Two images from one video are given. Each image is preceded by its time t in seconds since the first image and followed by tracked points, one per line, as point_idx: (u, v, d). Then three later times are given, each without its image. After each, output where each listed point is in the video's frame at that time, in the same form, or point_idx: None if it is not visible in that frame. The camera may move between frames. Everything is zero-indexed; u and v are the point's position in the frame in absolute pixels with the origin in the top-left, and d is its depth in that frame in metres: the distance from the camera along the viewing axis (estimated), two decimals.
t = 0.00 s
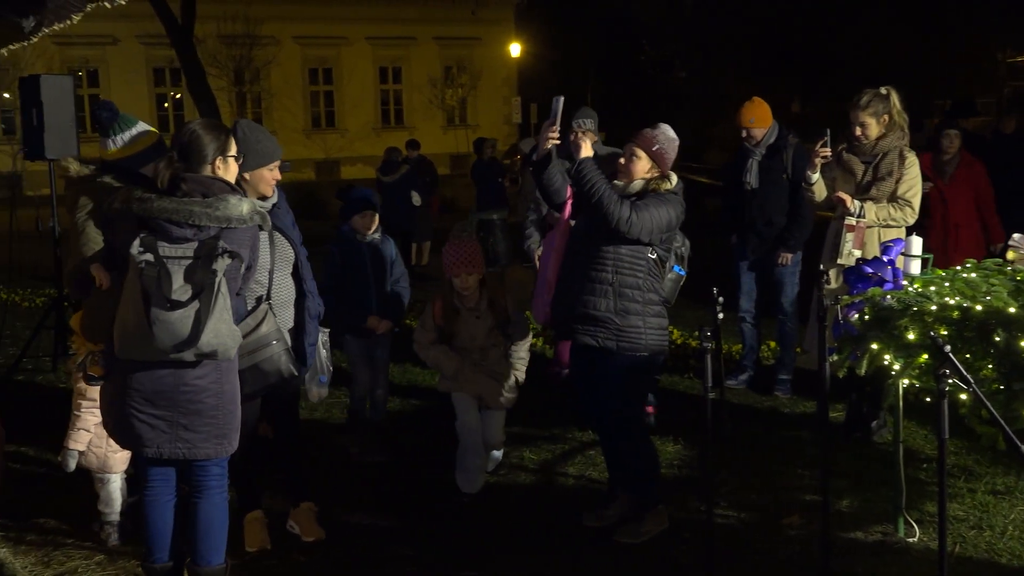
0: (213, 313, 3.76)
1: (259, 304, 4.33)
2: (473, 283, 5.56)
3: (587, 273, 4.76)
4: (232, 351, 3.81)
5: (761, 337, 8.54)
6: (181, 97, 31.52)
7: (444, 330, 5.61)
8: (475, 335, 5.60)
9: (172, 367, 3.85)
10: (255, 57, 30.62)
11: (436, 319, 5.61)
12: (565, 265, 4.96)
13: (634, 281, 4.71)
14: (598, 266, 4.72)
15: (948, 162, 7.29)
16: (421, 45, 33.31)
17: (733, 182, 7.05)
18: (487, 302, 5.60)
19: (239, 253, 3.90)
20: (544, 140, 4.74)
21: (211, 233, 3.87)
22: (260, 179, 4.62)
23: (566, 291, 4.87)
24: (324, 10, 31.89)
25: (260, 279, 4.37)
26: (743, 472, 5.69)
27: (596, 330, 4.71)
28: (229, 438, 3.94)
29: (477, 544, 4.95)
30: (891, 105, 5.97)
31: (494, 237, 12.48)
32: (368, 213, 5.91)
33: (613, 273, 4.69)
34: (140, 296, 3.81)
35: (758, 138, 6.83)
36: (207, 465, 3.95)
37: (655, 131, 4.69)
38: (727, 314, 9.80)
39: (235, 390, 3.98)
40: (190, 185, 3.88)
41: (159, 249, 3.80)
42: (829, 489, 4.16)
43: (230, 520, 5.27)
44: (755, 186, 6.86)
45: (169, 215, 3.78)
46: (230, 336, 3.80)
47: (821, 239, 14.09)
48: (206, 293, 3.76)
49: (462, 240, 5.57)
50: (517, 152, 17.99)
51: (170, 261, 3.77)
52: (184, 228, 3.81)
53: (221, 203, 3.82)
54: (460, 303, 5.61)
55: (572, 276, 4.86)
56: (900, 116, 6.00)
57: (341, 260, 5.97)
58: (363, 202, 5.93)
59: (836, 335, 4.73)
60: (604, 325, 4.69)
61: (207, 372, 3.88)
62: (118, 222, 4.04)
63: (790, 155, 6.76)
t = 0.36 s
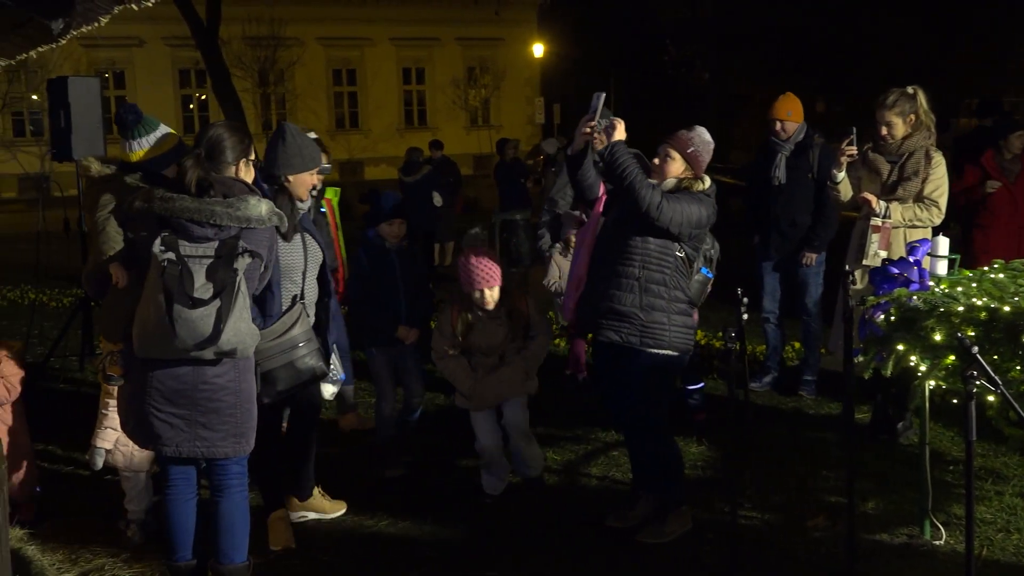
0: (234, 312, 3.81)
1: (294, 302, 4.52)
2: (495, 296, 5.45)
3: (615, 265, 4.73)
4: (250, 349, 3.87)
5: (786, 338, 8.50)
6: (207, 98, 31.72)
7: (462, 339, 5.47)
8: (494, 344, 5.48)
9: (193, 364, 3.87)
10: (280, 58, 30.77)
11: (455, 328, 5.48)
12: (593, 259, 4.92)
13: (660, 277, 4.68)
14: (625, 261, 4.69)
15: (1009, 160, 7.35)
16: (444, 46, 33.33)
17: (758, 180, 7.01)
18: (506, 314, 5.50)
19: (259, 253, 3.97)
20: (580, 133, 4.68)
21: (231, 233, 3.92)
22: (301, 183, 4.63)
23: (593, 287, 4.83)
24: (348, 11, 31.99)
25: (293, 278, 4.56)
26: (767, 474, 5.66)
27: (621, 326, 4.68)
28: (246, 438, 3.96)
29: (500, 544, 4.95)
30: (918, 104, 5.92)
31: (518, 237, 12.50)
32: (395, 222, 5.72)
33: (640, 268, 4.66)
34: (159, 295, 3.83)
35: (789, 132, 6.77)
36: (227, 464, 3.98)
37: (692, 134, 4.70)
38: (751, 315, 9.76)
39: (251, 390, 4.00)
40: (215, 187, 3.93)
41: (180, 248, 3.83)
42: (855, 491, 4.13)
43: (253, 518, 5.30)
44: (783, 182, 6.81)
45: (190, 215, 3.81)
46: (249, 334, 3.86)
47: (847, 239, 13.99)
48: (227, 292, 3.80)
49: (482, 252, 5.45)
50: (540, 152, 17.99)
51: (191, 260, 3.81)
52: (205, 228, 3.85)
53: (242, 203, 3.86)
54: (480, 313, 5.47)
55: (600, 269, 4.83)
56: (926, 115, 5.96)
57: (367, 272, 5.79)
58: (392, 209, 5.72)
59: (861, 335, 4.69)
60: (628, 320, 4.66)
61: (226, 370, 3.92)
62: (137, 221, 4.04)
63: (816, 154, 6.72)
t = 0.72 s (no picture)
0: (234, 312, 3.81)
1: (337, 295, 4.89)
2: (531, 308, 5.21)
3: (638, 262, 4.72)
4: (253, 351, 3.86)
5: (805, 339, 8.47)
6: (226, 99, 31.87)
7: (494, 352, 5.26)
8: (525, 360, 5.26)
9: (199, 367, 3.91)
10: (299, 58, 30.88)
11: (485, 341, 5.27)
12: (615, 257, 4.91)
13: (682, 275, 4.67)
14: (647, 258, 4.68)
15: None
16: (463, 46, 33.35)
17: (775, 179, 6.99)
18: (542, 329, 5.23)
19: (262, 255, 3.98)
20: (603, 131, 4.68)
21: (234, 234, 3.93)
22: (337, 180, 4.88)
23: (616, 283, 4.83)
24: (367, 12, 32.09)
25: (334, 273, 5.03)
26: (786, 475, 5.64)
27: (642, 324, 4.67)
28: (254, 437, 4.00)
29: (518, 543, 4.96)
30: (941, 104, 5.90)
31: (536, 237, 12.50)
32: (426, 225, 5.68)
33: (662, 266, 4.65)
34: (163, 296, 3.86)
35: (807, 131, 6.74)
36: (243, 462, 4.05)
37: (717, 132, 4.68)
38: (770, 316, 9.72)
39: (259, 389, 4.02)
40: (216, 188, 3.96)
41: (183, 249, 3.84)
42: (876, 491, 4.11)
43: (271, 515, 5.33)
44: (800, 181, 6.79)
45: (193, 216, 3.83)
46: (252, 335, 3.85)
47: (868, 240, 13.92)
48: (227, 292, 3.80)
49: (521, 258, 5.22)
50: (558, 153, 17.99)
51: (194, 260, 3.82)
52: (208, 229, 3.85)
53: (244, 204, 3.88)
54: (512, 327, 5.24)
55: (623, 267, 4.81)
56: (948, 115, 5.93)
57: (394, 275, 5.71)
58: (423, 213, 5.70)
59: (882, 335, 4.67)
60: (650, 317, 4.65)
61: (234, 370, 3.95)
62: (143, 223, 4.06)
63: (834, 154, 6.69)
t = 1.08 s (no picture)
0: (228, 309, 3.82)
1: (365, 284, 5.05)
2: (492, 316, 4.77)
3: (653, 263, 4.70)
4: (249, 349, 3.87)
5: (816, 339, 8.45)
6: (237, 98, 31.90)
7: (461, 368, 4.84)
8: (492, 374, 4.79)
9: (204, 364, 3.94)
10: (310, 57, 30.93)
11: (453, 355, 4.86)
12: (629, 256, 4.90)
13: (695, 275, 4.66)
14: (659, 259, 4.68)
15: None
16: (473, 46, 33.35)
17: (785, 178, 6.97)
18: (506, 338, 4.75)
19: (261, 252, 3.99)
20: (618, 128, 4.59)
21: (233, 231, 3.97)
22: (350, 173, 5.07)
23: (628, 283, 4.82)
24: (378, 11, 32.12)
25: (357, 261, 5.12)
26: (796, 475, 5.62)
27: (654, 324, 4.67)
28: (266, 429, 4.06)
29: (528, 543, 4.95)
30: (954, 104, 5.88)
31: (546, 237, 12.49)
32: (452, 226, 5.75)
33: (674, 266, 4.65)
34: (159, 290, 3.91)
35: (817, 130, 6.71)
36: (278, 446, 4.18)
37: (731, 132, 4.67)
38: (781, 316, 9.70)
39: (271, 382, 4.07)
40: (216, 186, 4.00)
41: (181, 246, 3.89)
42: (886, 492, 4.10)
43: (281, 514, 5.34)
44: (809, 181, 6.77)
45: (191, 212, 3.88)
46: (247, 333, 3.86)
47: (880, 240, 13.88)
48: (221, 286, 3.81)
49: (487, 264, 4.82)
50: (568, 152, 17.98)
51: (190, 257, 3.86)
52: (206, 226, 3.91)
53: (242, 202, 3.93)
54: (473, 338, 4.80)
55: (638, 267, 4.80)
56: (961, 114, 5.91)
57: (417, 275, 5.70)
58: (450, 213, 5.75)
59: (892, 336, 4.64)
60: (662, 318, 4.64)
61: (241, 366, 3.99)
62: (147, 222, 4.14)
63: (843, 153, 6.68)
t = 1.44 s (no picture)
0: (252, 302, 3.83)
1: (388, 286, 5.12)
2: (468, 294, 4.51)
3: (664, 264, 4.70)
4: (272, 343, 3.89)
5: (824, 339, 8.45)
6: (246, 99, 31.98)
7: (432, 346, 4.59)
8: (466, 358, 4.55)
9: (227, 359, 3.97)
10: (319, 58, 30.97)
11: (427, 334, 4.63)
12: (640, 256, 4.90)
13: (706, 276, 4.65)
14: (671, 259, 4.67)
15: None
16: (482, 46, 33.37)
17: (792, 177, 6.96)
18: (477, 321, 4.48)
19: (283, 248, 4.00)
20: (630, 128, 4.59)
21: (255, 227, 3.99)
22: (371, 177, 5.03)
23: (640, 283, 4.82)
24: (387, 12, 32.16)
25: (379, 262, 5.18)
26: (805, 475, 5.61)
27: (665, 323, 4.66)
28: (287, 427, 4.08)
29: (535, 543, 4.95)
30: (965, 104, 5.87)
31: (554, 237, 12.50)
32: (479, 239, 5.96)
33: (686, 266, 4.64)
34: (183, 285, 3.91)
35: (825, 129, 6.69)
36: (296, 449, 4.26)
37: (743, 133, 4.67)
38: (789, 316, 9.70)
39: (292, 380, 4.10)
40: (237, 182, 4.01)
41: (205, 242, 3.89)
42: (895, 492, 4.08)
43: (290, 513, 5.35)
44: (817, 180, 6.76)
45: (214, 209, 3.90)
46: (271, 328, 3.88)
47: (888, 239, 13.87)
48: (244, 282, 3.82)
49: (466, 237, 4.55)
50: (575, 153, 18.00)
51: (213, 253, 3.86)
52: (229, 222, 3.92)
53: (264, 198, 3.95)
54: (445, 316, 4.56)
55: (649, 267, 4.80)
56: (971, 115, 5.90)
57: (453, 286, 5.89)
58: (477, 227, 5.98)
59: (901, 335, 4.62)
60: (672, 317, 4.64)
61: (263, 362, 4.02)
62: (171, 219, 4.15)
63: (851, 152, 6.67)
